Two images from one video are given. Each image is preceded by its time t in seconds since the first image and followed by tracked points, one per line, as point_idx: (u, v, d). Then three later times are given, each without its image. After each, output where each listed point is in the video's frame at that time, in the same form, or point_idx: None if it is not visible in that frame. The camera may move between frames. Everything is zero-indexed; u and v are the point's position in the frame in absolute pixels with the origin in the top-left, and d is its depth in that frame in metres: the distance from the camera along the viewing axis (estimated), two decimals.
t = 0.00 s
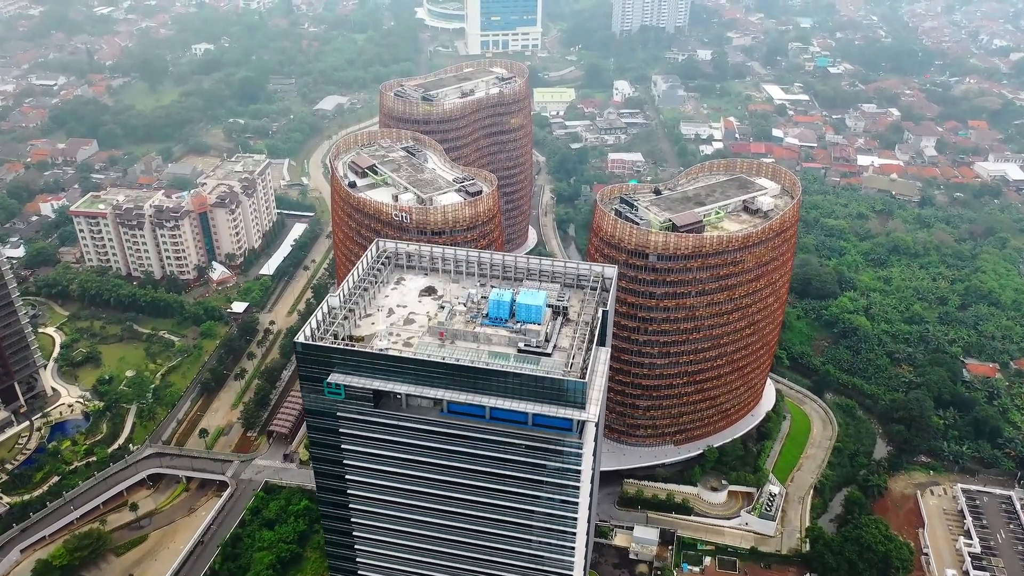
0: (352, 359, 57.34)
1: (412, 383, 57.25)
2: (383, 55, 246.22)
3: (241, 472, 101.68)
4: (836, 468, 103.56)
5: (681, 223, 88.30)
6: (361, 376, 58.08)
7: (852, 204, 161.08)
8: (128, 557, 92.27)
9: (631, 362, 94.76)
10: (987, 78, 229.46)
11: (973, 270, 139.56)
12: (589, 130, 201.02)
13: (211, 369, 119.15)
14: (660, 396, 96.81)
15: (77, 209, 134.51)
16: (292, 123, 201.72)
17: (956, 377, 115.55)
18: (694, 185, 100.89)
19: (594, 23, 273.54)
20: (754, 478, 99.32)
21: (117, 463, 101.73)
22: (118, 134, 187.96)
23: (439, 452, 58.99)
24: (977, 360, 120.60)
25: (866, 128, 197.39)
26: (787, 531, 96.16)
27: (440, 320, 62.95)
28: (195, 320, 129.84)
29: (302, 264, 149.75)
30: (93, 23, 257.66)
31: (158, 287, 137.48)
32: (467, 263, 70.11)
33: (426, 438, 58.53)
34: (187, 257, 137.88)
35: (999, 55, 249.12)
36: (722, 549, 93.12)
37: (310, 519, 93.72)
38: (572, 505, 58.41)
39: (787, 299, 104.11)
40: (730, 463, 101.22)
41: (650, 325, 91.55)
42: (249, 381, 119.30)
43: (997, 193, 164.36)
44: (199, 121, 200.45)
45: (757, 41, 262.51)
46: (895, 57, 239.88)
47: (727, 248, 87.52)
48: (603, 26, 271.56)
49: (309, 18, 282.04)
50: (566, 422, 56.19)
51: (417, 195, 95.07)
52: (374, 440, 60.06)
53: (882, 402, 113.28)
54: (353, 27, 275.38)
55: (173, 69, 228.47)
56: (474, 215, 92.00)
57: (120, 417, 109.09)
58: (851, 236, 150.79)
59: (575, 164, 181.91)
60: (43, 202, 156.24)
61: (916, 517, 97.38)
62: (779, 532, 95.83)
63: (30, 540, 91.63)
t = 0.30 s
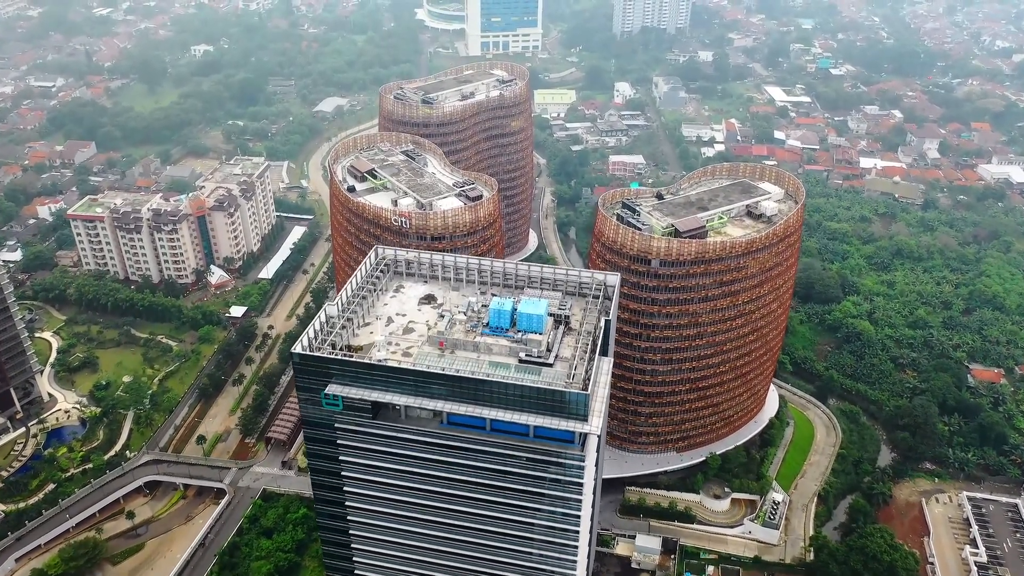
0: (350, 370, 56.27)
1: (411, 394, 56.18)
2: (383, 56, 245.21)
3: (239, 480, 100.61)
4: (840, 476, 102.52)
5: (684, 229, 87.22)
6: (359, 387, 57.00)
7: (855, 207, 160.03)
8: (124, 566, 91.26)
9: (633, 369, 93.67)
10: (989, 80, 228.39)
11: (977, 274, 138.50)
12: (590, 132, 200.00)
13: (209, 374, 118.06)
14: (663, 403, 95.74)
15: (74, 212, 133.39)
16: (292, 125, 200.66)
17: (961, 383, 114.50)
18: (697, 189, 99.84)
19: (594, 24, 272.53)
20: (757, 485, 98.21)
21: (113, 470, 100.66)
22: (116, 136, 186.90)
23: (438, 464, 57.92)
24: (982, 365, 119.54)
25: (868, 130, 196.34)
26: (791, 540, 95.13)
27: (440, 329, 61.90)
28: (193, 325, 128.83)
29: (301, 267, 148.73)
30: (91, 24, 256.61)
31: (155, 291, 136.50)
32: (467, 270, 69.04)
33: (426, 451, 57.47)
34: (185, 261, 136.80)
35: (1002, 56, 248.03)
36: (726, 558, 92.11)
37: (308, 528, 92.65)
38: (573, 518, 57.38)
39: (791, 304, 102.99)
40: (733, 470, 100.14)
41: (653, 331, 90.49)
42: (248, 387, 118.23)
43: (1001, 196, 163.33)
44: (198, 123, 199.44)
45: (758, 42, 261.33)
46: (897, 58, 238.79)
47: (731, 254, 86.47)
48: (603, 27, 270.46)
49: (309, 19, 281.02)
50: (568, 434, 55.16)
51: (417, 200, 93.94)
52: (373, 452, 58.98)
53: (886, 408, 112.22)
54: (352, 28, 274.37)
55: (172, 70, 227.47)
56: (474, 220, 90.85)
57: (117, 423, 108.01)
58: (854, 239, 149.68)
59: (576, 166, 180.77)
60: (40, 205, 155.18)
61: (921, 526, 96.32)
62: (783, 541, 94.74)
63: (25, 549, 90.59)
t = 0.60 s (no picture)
0: (348, 382, 55.24)
1: (410, 407, 55.08)
2: (383, 58, 244.10)
3: (236, 487, 99.50)
4: (845, 483, 101.38)
5: (686, 234, 86.08)
6: (357, 400, 55.89)
7: (858, 210, 158.93)
8: None
9: (635, 376, 92.61)
10: (992, 82, 227.12)
11: (981, 278, 137.29)
12: (591, 134, 198.93)
13: (207, 380, 116.96)
14: (665, 410, 94.67)
15: (71, 216, 132.25)
16: (291, 127, 199.57)
17: (965, 389, 113.40)
18: (700, 194, 98.69)
19: (595, 25, 271.54)
20: (760, 493, 97.10)
21: (110, 478, 99.65)
22: (114, 138, 185.81)
23: (438, 477, 56.80)
24: (987, 370, 118.34)
25: (870, 132, 195.22)
26: (795, 549, 93.97)
27: (439, 339, 60.82)
28: (191, 329, 127.69)
29: (300, 271, 147.70)
30: (90, 26, 255.52)
31: (153, 295, 135.39)
32: (467, 278, 68.01)
33: (425, 463, 56.35)
34: (183, 265, 135.77)
35: (1005, 58, 246.81)
36: (729, 567, 91.00)
37: (306, 536, 91.27)
38: (575, 531, 56.26)
39: (795, 310, 101.86)
40: (736, 478, 99.12)
41: (655, 339, 89.41)
42: (246, 393, 117.16)
43: (1005, 199, 162.19)
44: (196, 125, 198.30)
45: (760, 43, 260.08)
46: (899, 60, 237.70)
47: (734, 260, 85.40)
48: (604, 28, 269.30)
49: (308, 21, 279.91)
50: (570, 447, 54.09)
51: (416, 205, 92.81)
52: (371, 464, 57.87)
53: (891, 414, 111.13)
54: (353, 30, 273.35)
55: (171, 72, 226.39)
56: (474, 226, 89.67)
57: (114, 430, 106.95)
58: (857, 243, 148.48)
59: (577, 168, 179.53)
60: (37, 208, 154.02)
61: (927, 535, 95.11)
62: (787, 550, 93.58)
63: (20, 558, 89.60)
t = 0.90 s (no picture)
0: (346, 395, 54.10)
1: (409, 420, 53.93)
2: (383, 59, 243.01)
3: (234, 496, 98.43)
4: (849, 491, 100.23)
5: (689, 240, 84.88)
6: (355, 413, 54.75)
7: (861, 213, 157.77)
8: None
9: (637, 384, 91.49)
10: (995, 83, 225.88)
11: (986, 282, 136.10)
12: (592, 136, 197.84)
13: (204, 386, 115.75)
14: (667, 418, 93.54)
15: (68, 220, 131.12)
16: (290, 130, 198.51)
17: (971, 395, 112.22)
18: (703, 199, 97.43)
19: (596, 26, 270.44)
20: (764, 502, 95.94)
21: (106, 486, 98.41)
22: (112, 141, 184.74)
23: (438, 491, 55.64)
24: (992, 376, 117.12)
25: (873, 134, 194.05)
26: (799, 558, 92.75)
27: (439, 349, 59.64)
28: (189, 334, 126.47)
29: (299, 275, 146.59)
30: (89, 27, 254.43)
31: (151, 300, 134.27)
32: (467, 286, 66.87)
33: (425, 478, 55.20)
34: (181, 269, 134.63)
35: (1007, 59, 245.65)
36: None
37: (305, 546, 89.87)
38: (577, 547, 55.21)
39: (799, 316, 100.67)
40: (739, 486, 97.93)
41: (658, 346, 88.29)
42: (244, 399, 116.06)
43: (1009, 203, 161.04)
44: (195, 127, 197.16)
45: (762, 44, 258.94)
46: (901, 61, 236.54)
47: (738, 266, 84.25)
48: (605, 29, 268.34)
49: (308, 22, 278.93)
50: (572, 461, 52.92)
51: (416, 210, 91.61)
52: (369, 478, 56.72)
53: (896, 421, 109.96)
54: (353, 31, 272.27)
55: (170, 74, 225.35)
56: (474, 232, 88.42)
57: (110, 437, 105.81)
58: (861, 247, 147.31)
59: (578, 171, 178.34)
60: (34, 211, 152.79)
61: (932, 544, 93.92)
62: (791, 559, 92.36)
63: (14, 568, 88.30)
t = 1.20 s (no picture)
0: (344, 409, 52.89)
1: (408, 435, 52.71)
2: (383, 60, 241.78)
3: (231, 504, 97.17)
4: (854, 500, 99.01)
5: (693, 247, 83.68)
6: (353, 427, 53.50)
7: (864, 217, 156.60)
8: None
9: (639, 392, 90.23)
10: (998, 85, 224.60)
11: (991, 287, 134.82)
12: (593, 139, 196.69)
13: (201, 393, 114.55)
14: (670, 427, 92.29)
15: (65, 224, 129.85)
16: (289, 132, 197.32)
17: (976, 402, 110.96)
18: (706, 205, 96.24)
19: (597, 28, 269.39)
20: (767, 511, 94.78)
21: (102, 495, 97.29)
22: (110, 143, 183.49)
23: (437, 507, 54.41)
24: (998, 383, 115.79)
25: (876, 137, 192.83)
26: (804, 569, 91.49)
27: (439, 361, 58.39)
28: (186, 340, 125.21)
29: (298, 279, 145.42)
30: (87, 28, 253.27)
31: (148, 305, 133.06)
32: (467, 296, 65.69)
33: (424, 492, 53.98)
34: (179, 273, 133.43)
35: (1010, 61, 244.45)
36: None
37: (303, 557, 88.33)
38: (579, 563, 54.08)
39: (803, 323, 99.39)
40: (743, 495, 96.47)
41: (661, 354, 87.06)
42: (242, 406, 114.89)
43: (1013, 206, 159.84)
44: (194, 129, 196.01)
45: (763, 46, 257.78)
46: (904, 63, 235.42)
47: (743, 273, 83.02)
48: (606, 30, 267.42)
49: (308, 23, 278.01)
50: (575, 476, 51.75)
51: (415, 216, 90.39)
52: (367, 492, 55.51)
53: (901, 429, 108.78)
54: (352, 32, 271.17)
55: (169, 75, 224.34)
56: (474, 238, 87.13)
57: (106, 445, 104.59)
58: (864, 251, 146.16)
59: (579, 174, 177.13)
60: (31, 214, 151.60)
61: (939, 554, 92.78)
62: (796, 569, 91.13)
63: None
